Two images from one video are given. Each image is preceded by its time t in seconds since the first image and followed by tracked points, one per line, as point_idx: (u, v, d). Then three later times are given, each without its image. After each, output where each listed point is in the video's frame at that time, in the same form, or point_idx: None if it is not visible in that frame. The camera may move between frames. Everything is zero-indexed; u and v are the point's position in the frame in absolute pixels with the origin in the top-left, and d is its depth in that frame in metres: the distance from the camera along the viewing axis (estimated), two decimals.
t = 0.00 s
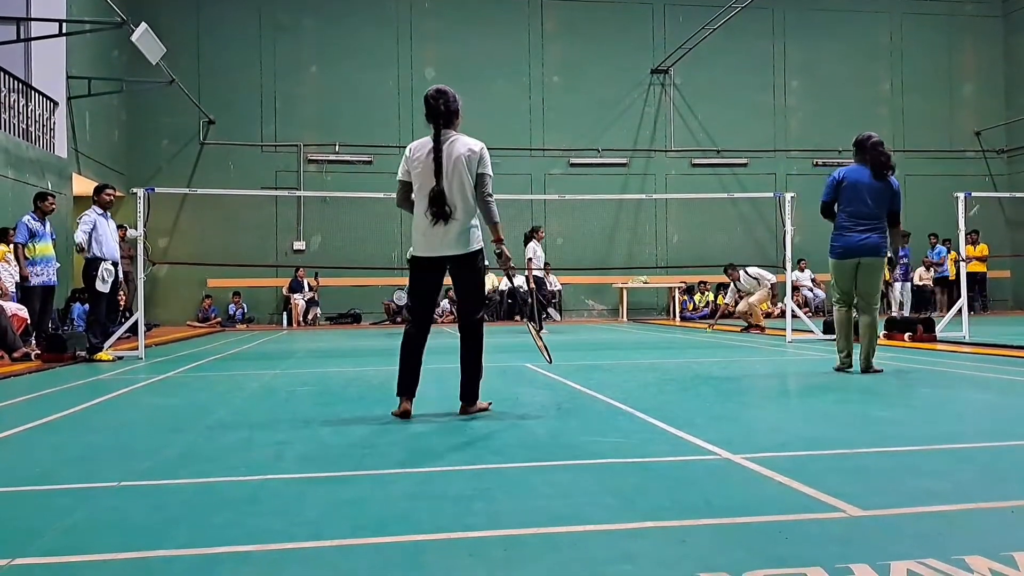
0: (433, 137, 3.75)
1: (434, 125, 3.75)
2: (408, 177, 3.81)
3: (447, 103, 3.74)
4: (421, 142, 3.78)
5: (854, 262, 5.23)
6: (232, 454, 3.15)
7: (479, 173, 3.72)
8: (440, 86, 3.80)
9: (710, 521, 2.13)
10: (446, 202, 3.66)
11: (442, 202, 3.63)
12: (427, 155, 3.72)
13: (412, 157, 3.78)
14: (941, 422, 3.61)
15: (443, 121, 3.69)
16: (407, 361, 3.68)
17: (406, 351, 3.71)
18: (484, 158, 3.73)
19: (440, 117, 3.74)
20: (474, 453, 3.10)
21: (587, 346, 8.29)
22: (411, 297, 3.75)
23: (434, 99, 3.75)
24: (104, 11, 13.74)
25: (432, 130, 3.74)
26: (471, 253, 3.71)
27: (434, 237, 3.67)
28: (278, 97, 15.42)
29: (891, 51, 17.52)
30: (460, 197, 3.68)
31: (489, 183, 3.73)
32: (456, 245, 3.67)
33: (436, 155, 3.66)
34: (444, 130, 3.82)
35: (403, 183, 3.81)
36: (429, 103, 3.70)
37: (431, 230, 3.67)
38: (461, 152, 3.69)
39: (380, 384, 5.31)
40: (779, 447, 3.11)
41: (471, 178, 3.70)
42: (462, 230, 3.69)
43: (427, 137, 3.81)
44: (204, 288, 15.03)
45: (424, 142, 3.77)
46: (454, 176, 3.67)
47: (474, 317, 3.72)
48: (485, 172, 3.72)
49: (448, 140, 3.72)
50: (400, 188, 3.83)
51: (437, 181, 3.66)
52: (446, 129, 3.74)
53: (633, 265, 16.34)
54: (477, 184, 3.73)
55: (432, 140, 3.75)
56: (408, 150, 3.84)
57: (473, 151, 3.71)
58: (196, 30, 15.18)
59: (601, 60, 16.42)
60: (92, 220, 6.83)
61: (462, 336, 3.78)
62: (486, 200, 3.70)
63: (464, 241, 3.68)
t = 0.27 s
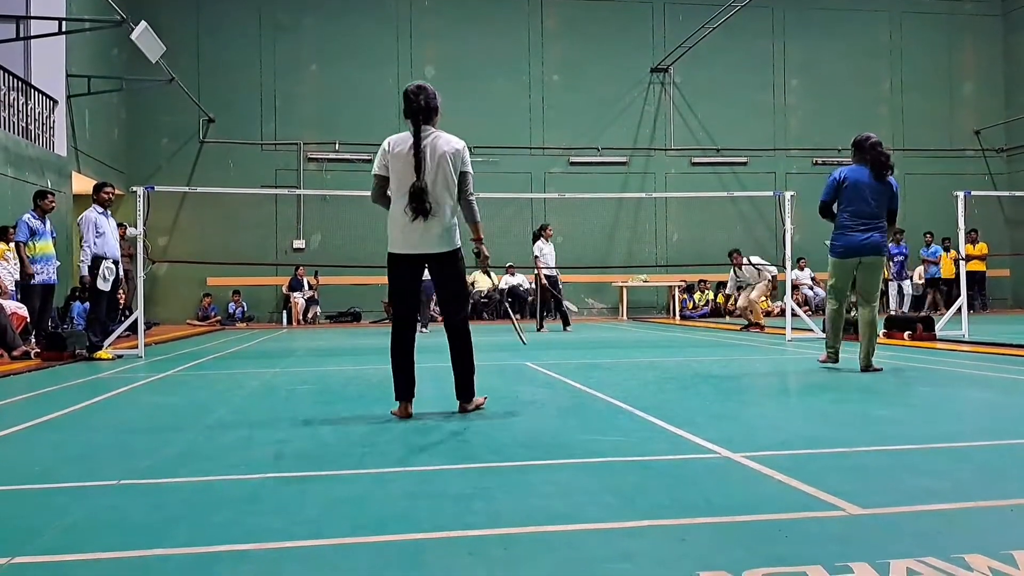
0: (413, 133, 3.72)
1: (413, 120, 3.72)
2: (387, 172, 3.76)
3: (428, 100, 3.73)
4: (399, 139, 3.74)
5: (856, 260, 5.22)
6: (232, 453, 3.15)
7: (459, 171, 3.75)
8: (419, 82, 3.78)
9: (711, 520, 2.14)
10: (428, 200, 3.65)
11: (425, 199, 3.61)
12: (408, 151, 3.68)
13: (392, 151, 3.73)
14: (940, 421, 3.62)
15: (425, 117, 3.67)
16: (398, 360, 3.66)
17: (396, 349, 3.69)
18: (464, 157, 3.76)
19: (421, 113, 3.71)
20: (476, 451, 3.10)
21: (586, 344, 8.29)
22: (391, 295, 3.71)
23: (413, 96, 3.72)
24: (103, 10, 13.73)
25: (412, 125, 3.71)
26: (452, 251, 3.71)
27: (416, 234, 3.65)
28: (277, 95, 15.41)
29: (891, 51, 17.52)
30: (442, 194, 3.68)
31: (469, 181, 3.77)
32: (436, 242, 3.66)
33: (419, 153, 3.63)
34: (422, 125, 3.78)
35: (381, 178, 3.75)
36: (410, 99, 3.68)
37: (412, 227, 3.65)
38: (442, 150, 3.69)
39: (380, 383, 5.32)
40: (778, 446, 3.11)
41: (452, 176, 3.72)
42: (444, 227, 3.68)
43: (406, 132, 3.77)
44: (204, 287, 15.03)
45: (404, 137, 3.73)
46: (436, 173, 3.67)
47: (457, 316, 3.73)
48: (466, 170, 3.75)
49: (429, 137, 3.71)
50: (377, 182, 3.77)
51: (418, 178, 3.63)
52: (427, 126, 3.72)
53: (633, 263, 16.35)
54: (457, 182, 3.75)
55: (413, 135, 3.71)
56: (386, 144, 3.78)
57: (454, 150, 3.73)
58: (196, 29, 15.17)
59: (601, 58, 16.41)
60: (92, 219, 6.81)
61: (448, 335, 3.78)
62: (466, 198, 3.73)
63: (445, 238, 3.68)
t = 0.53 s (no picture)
0: (405, 128, 3.64)
1: (407, 115, 3.63)
2: (375, 166, 3.66)
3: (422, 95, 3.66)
4: (390, 132, 3.65)
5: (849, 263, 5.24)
6: (231, 451, 3.15)
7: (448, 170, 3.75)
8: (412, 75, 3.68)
9: (709, 518, 2.14)
10: (421, 197, 3.62)
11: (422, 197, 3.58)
12: (401, 147, 3.61)
13: (383, 145, 3.63)
14: (939, 419, 3.62)
15: (419, 113, 3.61)
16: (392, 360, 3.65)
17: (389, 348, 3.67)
18: (453, 156, 3.77)
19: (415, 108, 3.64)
20: (476, 449, 3.10)
21: (586, 343, 8.29)
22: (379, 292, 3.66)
23: (406, 89, 3.63)
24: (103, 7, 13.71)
25: (406, 121, 3.63)
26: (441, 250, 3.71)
27: (407, 231, 3.62)
28: (277, 93, 15.38)
29: (890, 50, 17.51)
30: (434, 192, 3.67)
31: (456, 181, 3.79)
32: (428, 240, 3.65)
33: (416, 149, 3.58)
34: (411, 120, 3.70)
35: (370, 173, 3.65)
36: (406, 92, 3.58)
37: (404, 224, 3.62)
38: (434, 148, 3.67)
39: (379, 381, 5.32)
40: (778, 445, 3.11)
41: (442, 175, 3.71)
42: (434, 226, 3.68)
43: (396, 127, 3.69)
44: (203, 284, 15.02)
45: (395, 132, 3.65)
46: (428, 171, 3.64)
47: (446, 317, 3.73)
48: (455, 170, 3.78)
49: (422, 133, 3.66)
50: (365, 177, 3.66)
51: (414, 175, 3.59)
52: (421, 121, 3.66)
53: (633, 262, 16.35)
54: (446, 181, 3.76)
55: (405, 131, 3.64)
56: (374, 137, 3.67)
57: (446, 148, 3.73)
58: (196, 27, 15.15)
59: (601, 56, 16.40)
60: (90, 218, 6.77)
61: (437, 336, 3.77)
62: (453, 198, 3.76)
63: (435, 237, 3.68)
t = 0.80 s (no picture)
0: (409, 126, 3.62)
1: (411, 113, 3.62)
2: (380, 163, 3.61)
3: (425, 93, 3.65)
4: (394, 130, 3.62)
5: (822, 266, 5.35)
6: (229, 449, 3.15)
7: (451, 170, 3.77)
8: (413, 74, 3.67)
9: (707, 517, 2.14)
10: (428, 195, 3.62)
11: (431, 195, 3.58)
12: (407, 144, 3.59)
13: (387, 143, 3.59)
14: (936, 418, 3.63)
15: (424, 112, 3.61)
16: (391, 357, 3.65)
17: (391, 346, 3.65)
18: (455, 156, 3.80)
19: (420, 105, 3.63)
20: (474, 447, 3.10)
21: (584, 342, 8.30)
22: (383, 290, 3.64)
23: (411, 88, 3.61)
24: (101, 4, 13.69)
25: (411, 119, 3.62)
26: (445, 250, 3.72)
27: (414, 229, 3.61)
28: (275, 90, 15.37)
29: (890, 49, 17.52)
30: (438, 191, 3.68)
31: (457, 181, 3.82)
32: (434, 239, 3.65)
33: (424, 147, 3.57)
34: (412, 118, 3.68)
35: (375, 170, 3.60)
36: (410, 91, 3.56)
37: (410, 222, 3.60)
38: (438, 147, 3.68)
39: (377, 379, 5.31)
40: (775, 444, 3.11)
41: (445, 175, 3.73)
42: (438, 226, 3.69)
43: (399, 125, 3.66)
44: (201, 283, 15.01)
45: (398, 129, 3.62)
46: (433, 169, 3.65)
47: (449, 317, 3.72)
48: (457, 170, 3.80)
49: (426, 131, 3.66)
50: (369, 174, 3.60)
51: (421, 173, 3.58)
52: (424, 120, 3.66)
53: (632, 261, 16.35)
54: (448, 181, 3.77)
55: (408, 129, 3.63)
56: (377, 134, 3.62)
57: (447, 147, 3.74)
58: (195, 24, 15.13)
59: (600, 55, 16.39)
60: (90, 216, 6.80)
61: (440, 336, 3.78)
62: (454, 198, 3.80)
63: (440, 237, 3.69)
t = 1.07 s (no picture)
0: (425, 126, 3.64)
1: (426, 113, 3.63)
2: (397, 165, 3.66)
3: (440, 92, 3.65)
4: (411, 131, 3.64)
5: (788, 267, 5.41)
6: (230, 447, 3.15)
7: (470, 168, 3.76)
8: (430, 74, 3.68)
9: (706, 515, 2.14)
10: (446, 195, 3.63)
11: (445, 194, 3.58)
12: (422, 144, 3.61)
13: (404, 144, 3.63)
14: (935, 417, 3.63)
15: (440, 112, 3.61)
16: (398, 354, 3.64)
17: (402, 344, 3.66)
18: (474, 154, 3.78)
19: (436, 105, 3.63)
20: (475, 445, 3.11)
21: (583, 340, 8.31)
22: (402, 290, 3.67)
23: (426, 88, 3.62)
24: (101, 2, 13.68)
25: (425, 119, 3.63)
26: (466, 250, 3.72)
27: (432, 229, 3.62)
28: (275, 88, 15.37)
29: (889, 47, 17.51)
30: (456, 189, 3.67)
31: (477, 179, 3.80)
32: (453, 239, 3.67)
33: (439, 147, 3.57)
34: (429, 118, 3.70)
35: (393, 172, 3.65)
36: (425, 91, 3.57)
37: (428, 222, 3.62)
38: (456, 146, 3.68)
39: (378, 377, 5.32)
40: (774, 442, 3.12)
41: (464, 173, 3.72)
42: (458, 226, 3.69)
43: (417, 126, 3.68)
44: (201, 281, 15.02)
45: (415, 131, 3.65)
46: (450, 169, 3.65)
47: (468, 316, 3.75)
48: (476, 167, 3.78)
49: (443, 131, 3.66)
50: (388, 176, 3.66)
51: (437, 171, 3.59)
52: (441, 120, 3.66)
53: (631, 259, 16.35)
54: (467, 179, 3.76)
55: (424, 130, 3.64)
56: (395, 137, 3.67)
57: (466, 146, 3.73)
58: (194, 22, 15.12)
59: (600, 53, 16.39)
60: (92, 214, 6.81)
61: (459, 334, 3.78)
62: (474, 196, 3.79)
63: (459, 237, 3.69)
